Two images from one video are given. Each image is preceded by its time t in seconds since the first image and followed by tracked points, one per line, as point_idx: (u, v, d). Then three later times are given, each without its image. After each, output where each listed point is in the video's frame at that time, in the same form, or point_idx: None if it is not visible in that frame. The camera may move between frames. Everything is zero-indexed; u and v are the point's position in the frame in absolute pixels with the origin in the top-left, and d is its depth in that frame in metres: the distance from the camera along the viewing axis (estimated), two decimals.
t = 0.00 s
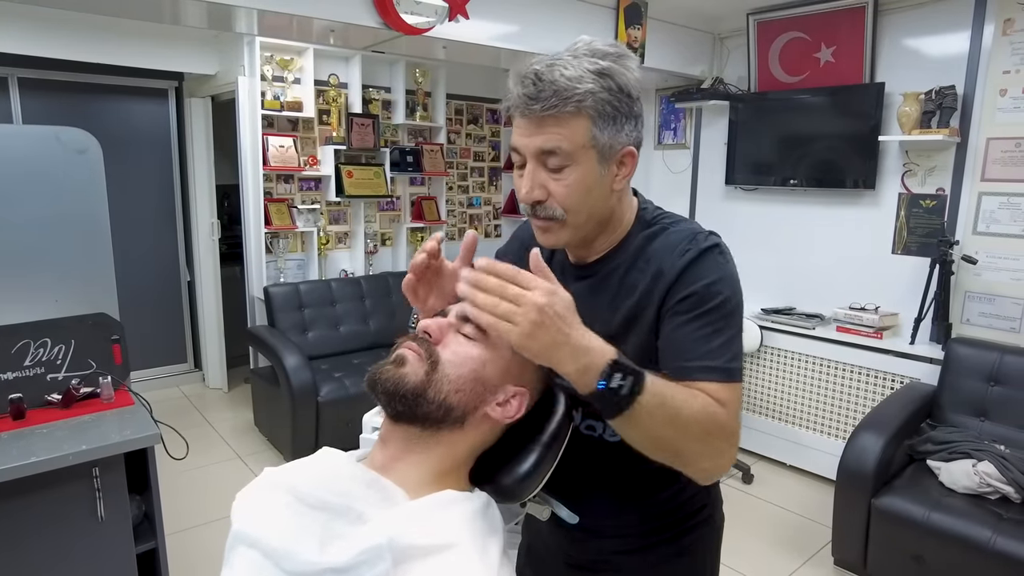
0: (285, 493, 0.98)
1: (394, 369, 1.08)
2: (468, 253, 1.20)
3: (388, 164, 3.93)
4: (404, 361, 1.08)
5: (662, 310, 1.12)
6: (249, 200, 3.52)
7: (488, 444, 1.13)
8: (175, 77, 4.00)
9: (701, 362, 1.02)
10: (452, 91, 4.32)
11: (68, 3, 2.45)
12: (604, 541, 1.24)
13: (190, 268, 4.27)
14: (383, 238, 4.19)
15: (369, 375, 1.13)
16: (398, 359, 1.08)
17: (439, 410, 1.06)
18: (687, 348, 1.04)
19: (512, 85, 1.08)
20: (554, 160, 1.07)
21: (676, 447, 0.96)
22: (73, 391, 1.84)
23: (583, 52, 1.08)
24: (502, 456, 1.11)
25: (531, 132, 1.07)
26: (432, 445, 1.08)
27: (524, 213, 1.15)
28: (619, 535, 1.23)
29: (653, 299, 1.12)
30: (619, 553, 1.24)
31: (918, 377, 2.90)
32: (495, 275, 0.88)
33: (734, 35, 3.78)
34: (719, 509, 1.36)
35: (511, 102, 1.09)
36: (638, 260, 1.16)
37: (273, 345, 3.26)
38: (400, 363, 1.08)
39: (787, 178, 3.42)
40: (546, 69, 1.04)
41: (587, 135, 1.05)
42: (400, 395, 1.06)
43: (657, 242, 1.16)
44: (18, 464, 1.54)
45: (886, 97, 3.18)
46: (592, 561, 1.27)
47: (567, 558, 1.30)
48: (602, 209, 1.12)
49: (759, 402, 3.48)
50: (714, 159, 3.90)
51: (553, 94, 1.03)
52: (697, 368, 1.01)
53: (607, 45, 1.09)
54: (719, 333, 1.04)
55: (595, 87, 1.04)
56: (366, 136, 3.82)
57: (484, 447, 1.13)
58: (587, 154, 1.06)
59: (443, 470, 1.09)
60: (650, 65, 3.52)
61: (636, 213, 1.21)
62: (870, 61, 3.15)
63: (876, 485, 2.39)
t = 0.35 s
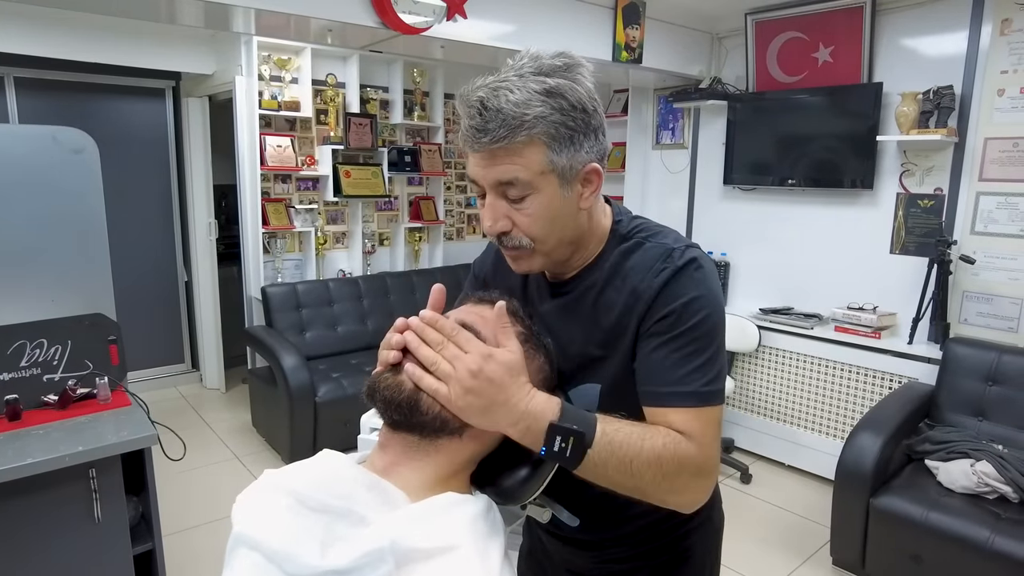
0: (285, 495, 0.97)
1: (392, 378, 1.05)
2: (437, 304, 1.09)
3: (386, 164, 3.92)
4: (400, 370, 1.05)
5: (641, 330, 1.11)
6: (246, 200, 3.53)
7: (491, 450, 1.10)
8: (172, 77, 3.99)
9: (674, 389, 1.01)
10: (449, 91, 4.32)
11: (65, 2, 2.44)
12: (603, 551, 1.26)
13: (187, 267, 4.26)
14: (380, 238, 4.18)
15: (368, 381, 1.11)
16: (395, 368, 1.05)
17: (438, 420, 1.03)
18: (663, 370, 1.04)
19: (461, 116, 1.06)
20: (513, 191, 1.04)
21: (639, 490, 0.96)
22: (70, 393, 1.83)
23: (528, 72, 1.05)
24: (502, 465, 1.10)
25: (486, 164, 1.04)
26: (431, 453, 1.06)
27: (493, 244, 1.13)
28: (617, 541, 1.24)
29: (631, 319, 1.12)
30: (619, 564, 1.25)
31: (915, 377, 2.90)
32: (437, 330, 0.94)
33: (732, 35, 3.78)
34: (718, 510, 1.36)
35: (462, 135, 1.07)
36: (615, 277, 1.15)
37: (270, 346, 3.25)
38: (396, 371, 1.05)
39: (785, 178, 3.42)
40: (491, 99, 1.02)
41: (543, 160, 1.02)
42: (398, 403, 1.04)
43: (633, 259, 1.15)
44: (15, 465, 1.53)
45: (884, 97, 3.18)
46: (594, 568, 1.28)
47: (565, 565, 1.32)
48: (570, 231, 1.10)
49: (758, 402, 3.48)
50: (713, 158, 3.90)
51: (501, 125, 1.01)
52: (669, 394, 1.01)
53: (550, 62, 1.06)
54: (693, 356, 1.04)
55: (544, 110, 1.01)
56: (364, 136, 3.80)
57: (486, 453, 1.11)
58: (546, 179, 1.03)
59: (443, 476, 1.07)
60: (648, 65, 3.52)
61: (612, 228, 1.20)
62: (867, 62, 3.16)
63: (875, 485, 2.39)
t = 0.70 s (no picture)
0: (294, 493, 0.98)
1: (402, 378, 1.06)
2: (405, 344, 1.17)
3: (384, 164, 3.91)
4: (410, 370, 1.07)
5: (649, 326, 1.10)
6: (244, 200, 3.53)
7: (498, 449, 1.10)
8: (170, 76, 3.98)
9: (684, 385, 1.00)
10: (448, 91, 4.32)
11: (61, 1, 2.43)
12: (604, 551, 1.25)
13: (185, 267, 4.25)
14: (379, 238, 4.17)
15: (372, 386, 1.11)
16: (404, 369, 1.08)
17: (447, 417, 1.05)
18: (673, 368, 1.02)
19: (474, 107, 1.05)
20: (524, 183, 1.04)
21: (661, 498, 0.97)
22: (67, 393, 1.81)
23: (540, 65, 1.04)
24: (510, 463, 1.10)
25: (498, 156, 1.04)
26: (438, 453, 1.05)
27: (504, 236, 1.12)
28: (622, 540, 1.24)
29: (639, 314, 1.11)
30: (620, 563, 1.25)
31: (915, 377, 2.90)
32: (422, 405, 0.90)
33: (730, 35, 3.77)
34: (720, 509, 1.36)
35: (474, 127, 1.07)
36: (623, 272, 1.15)
37: (268, 346, 3.24)
38: (406, 371, 1.07)
39: (784, 178, 3.41)
40: (503, 91, 1.01)
41: (555, 153, 1.01)
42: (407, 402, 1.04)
43: (642, 254, 1.14)
44: (12, 466, 1.52)
45: (883, 97, 3.18)
46: (597, 568, 1.27)
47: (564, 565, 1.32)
48: (581, 223, 1.09)
49: (757, 402, 3.47)
50: (711, 158, 3.89)
51: (513, 117, 1.00)
52: (682, 390, 1.00)
53: (562, 55, 1.05)
54: (703, 351, 1.02)
55: (556, 102, 1.00)
56: (361, 136, 3.79)
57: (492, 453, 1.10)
58: (557, 172, 1.02)
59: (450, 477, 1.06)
60: (647, 64, 3.51)
61: (621, 223, 1.20)
62: (866, 62, 3.16)
63: (875, 485, 2.39)
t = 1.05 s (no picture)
0: (279, 498, 0.97)
1: (389, 371, 1.06)
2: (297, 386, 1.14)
3: (383, 164, 3.91)
4: (398, 363, 1.07)
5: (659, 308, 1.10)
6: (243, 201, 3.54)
7: (486, 447, 1.10)
8: (168, 76, 3.97)
9: (688, 360, 0.99)
10: (446, 91, 4.31)
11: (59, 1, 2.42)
12: (608, 548, 1.23)
13: (183, 268, 4.23)
14: (377, 238, 4.17)
15: (363, 376, 1.11)
16: (394, 362, 1.07)
17: (431, 414, 1.04)
18: (674, 345, 1.02)
19: (499, 92, 1.05)
20: (547, 167, 1.04)
21: (646, 456, 0.93)
22: (64, 394, 1.80)
23: (566, 53, 1.05)
24: (499, 462, 1.10)
25: (522, 140, 1.04)
26: (426, 450, 1.06)
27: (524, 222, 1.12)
28: (617, 542, 1.22)
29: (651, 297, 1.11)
30: (625, 558, 1.23)
31: (914, 377, 2.89)
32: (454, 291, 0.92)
33: (729, 35, 3.77)
34: (716, 511, 1.35)
35: (499, 112, 1.07)
36: (637, 257, 1.15)
37: (266, 346, 3.24)
38: (395, 364, 1.07)
39: (782, 178, 3.41)
40: (530, 75, 1.01)
41: (579, 138, 1.01)
42: (393, 397, 1.05)
43: (657, 240, 1.14)
44: (9, 467, 1.51)
45: (882, 97, 3.18)
46: (591, 567, 1.26)
47: (566, 564, 1.29)
48: (601, 210, 1.10)
49: (756, 401, 3.47)
50: (710, 158, 3.89)
51: (540, 101, 1.00)
52: (686, 366, 0.99)
53: (587, 43, 1.05)
54: (716, 329, 1.03)
55: (581, 89, 1.00)
56: (360, 136, 3.79)
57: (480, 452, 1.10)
58: (580, 157, 1.03)
59: (439, 473, 1.07)
60: (646, 64, 3.51)
61: (637, 212, 1.20)
62: (865, 62, 3.16)
63: (874, 485, 2.38)
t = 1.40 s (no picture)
0: (279, 498, 0.97)
1: (389, 374, 1.06)
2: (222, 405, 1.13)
3: (382, 164, 3.91)
4: (398, 367, 1.06)
5: (669, 305, 1.10)
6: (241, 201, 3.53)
7: (486, 451, 1.09)
8: (165, 76, 3.96)
9: (707, 359, 1.01)
10: (445, 91, 4.30)
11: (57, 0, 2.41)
12: (612, 542, 1.22)
13: (181, 268, 4.23)
14: (376, 238, 4.16)
15: (363, 380, 1.11)
16: (394, 365, 1.07)
17: (431, 418, 1.03)
18: (691, 344, 1.03)
19: (507, 93, 1.05)
20: (555, 168, 1.04)
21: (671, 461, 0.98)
22: (61, 394, 1.80)
23: (574, 53, 1.04)
24: (498, 465, 1.09)
25: (530, 140, 1.04)
26: (425, 453, 1.05)
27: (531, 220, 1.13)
28: (623, 538, 1.22)
29: (660, 293, 1.11)
30: (629, 553, 1.23)
31: (912, 376, 2.90)
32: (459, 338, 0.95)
33: (728, 35, 3.77)
34: (721, 509, 1.35)
35: (507, 111, 1.07)
36: (645, 254, 1.14)
37: (264, 346, 3.23)
38: (395, 368, 1.06)
39: (781, 178, 3.41)
40: (539, 76, 1.01)
41: (587, 139, 1.02)
42: (393, 400, 1.04)
43: (665, 237, 1.14)
44: (6, 467, 1.51)
45: (880, 97, 3.18)
46: (596, 565, 1.25)
47: (569, 561, 1.28)
48: (608, 209, 1.10)
49: (754, 401, 3.47)
50: (709, 158, 3.89)
51: (549, 102, 1.00)
52: (705, 365, 1.01)
53: (597, 44, 1.05)
54: (726, 326, 1.03)
55: (590, 90, 1.00)
56: (359, 135, 3.80)
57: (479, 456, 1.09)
58: (588, 158, 1.03)
59: (438, 475, 1.06)
60: (644, 64, 3.51)
61: (644, 210, 1.20)
62: (863, 61, 3.16)
63: (872, 485, 2.38)
